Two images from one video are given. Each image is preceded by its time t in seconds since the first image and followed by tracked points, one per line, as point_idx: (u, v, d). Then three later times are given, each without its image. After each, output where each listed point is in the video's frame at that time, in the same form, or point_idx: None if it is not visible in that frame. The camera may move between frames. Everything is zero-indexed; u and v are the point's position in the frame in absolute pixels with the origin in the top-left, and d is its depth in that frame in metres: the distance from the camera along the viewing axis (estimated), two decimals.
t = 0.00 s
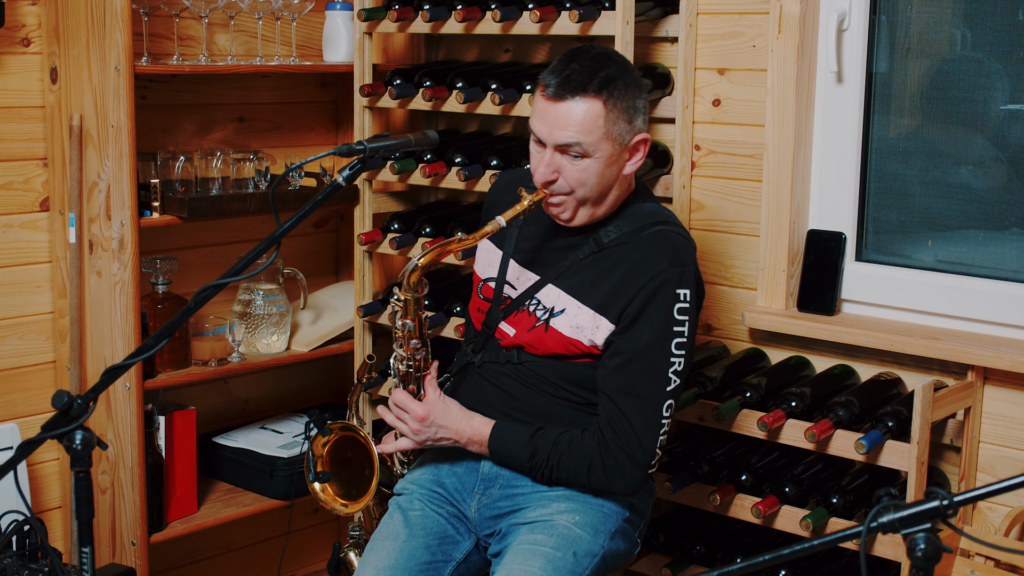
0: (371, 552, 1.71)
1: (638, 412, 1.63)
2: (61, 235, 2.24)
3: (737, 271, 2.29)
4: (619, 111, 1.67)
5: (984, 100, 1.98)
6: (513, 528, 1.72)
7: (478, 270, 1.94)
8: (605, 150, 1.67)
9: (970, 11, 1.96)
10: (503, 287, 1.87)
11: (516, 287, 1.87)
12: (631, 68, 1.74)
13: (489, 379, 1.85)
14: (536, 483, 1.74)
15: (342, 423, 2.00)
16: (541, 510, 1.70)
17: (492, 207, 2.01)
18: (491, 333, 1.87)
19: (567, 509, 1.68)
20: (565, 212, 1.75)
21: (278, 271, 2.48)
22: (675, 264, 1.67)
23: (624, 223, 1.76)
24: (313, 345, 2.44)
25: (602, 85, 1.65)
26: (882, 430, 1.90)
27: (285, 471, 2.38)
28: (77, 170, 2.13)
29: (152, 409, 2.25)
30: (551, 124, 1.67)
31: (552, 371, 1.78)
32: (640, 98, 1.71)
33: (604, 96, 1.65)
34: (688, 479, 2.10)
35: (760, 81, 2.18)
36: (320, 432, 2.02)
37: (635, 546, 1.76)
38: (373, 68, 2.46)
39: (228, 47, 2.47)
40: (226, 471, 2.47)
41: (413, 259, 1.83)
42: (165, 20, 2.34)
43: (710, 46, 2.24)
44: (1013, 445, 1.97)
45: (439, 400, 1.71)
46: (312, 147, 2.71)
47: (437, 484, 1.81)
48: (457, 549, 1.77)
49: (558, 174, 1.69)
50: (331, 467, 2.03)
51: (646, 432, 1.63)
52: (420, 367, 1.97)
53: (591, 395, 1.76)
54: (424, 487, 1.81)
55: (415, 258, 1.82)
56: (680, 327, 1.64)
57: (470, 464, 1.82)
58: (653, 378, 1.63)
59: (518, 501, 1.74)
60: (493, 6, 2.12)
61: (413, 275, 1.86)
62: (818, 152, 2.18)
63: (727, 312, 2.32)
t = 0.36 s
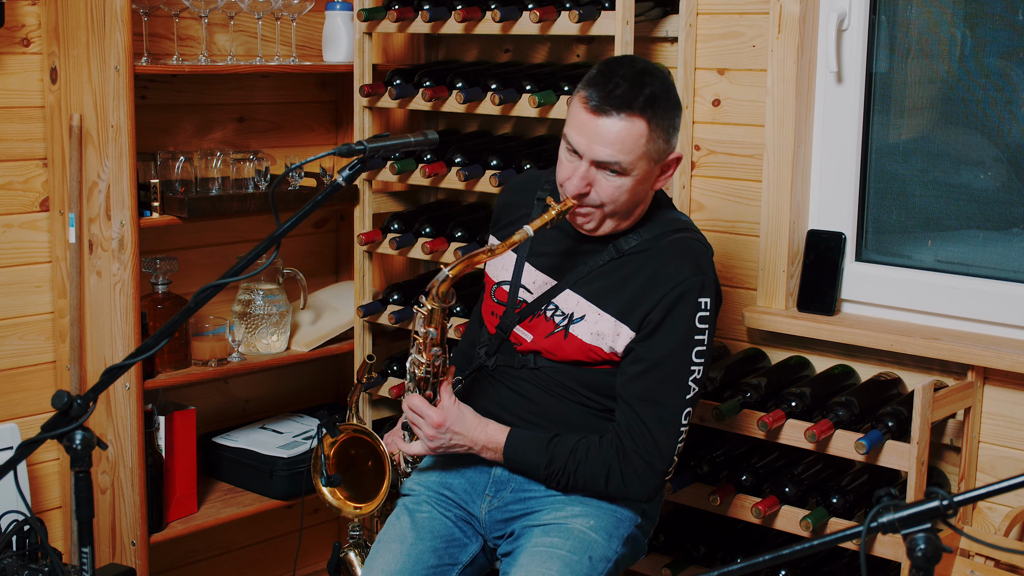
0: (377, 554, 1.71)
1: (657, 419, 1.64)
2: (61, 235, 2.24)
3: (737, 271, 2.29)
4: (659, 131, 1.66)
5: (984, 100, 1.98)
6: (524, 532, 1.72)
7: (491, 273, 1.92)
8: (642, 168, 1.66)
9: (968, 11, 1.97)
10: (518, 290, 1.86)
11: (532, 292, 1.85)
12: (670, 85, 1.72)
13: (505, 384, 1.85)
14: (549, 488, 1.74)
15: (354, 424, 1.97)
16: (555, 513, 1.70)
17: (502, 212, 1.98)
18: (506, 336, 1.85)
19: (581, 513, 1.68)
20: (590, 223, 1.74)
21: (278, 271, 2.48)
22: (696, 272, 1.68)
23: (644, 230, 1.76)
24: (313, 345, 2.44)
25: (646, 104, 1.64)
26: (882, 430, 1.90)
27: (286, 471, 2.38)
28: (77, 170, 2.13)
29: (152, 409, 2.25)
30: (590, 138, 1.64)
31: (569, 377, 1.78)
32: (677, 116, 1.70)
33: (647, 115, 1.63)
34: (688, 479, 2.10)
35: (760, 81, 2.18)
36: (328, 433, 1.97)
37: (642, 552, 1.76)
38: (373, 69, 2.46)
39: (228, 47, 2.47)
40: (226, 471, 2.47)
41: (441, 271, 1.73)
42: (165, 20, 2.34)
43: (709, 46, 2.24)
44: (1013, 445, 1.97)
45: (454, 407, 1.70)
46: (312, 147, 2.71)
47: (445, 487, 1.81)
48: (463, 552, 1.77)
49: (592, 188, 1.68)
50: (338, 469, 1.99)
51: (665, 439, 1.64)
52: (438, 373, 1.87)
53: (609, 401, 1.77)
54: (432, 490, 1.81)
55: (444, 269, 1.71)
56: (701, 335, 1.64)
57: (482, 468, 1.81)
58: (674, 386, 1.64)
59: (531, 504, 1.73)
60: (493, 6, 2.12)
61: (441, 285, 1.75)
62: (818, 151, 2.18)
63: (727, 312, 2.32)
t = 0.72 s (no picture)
0: (380, 559, 1.71)
1: (659, 414, 1.65)
2: (61, 235, 2.24)
3: (736, 271, 2.29)
4: (654, 137, 1.66)
5: (984, 101, 1.99)
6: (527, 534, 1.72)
7: (483, 276, 1.92)
8: (633, 172, 1.66)
9: (966, 11, 1.97)
10: (511, 293, 1.85)
11: (526, 294, 1.85)
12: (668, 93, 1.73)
13: (502, 386, 1.85)
14: (551, 488, 1.74)
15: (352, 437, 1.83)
16: (559, 515, 1.70)
17: (494, 213, 1.98)
18: (501, 339, 1.84)
19: (585, 514, 1.69)
20: (578, 221, 1.73)
21: (278, 271, 2.48)
22: (689, 265, 1.70)
23: (637, 228, 1.76)
24: (313, 345, 2.44)
25: (644, 110, 1.64)
26: (882, 430, 1.90)
27: (286, 471, 2.38)
28: (77, 170, 2.13)
29: (152, 409, 2.25)
30: (585, 138, 1.64)
31: (567, 375, 1.79)
32: (673, 124, 1.71)
33: (644, 121, 1.64)
34: (688, 479, 2.10)
35: (760, 81, 2.18)
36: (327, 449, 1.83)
37: (644, 552, 1.77)
38: (373, 69, 2.46)
39: (228, 47, 2.47)
40: (226, 471, 2.47)
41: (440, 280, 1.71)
42: (165, 20, 2.34)
43: (709, 46, 2.24)
44: (1013, 445, 1.97)
45: (456, 413, 1.68)
46: (312, 147, 2.71)
47: (446, 490, 1.81)
48: (466, 555, 1.77)
49: (582, 188, 1.67)
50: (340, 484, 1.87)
51: (667, 433, 1.65)
52: (436, 381, 1.81)
53: (608, 398, 1.78)
54: (433, 492, 1.81)
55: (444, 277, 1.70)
56: (698, 328, 1.66)
57: (483, 469, 1.82)
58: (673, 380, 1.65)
59: (533, 505, 1.74)
60: (493, 6, 2.12)
61: (441, 294, 1.72)
62: (818, 152, 2.18)
63: (726, 312, 2.32)
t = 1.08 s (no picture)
0: (369, 550, 1.70)
1: (634, 399, 1.64)
2: (61, 235, 2.24)
3: (736, 271, 2.29)
4: (613, 128, 1.68)
5: (983, 101, 1.99)
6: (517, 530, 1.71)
7: (465, 281, 1.95)
8: (592, 163, 1.69)
9: (966, 11, 1.97)
10: (491, 294, 1.87)
11: (504, 292, 1.87)
12: (627, 85, 1.75)
13: (484, 383, 1.84)
14: (538, 483, 1.74)
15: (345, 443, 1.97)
16: (546, 510, 1.70)
17: (474, 215, 2.02)
18: (483, 339, 1.86)
19: (572, 509, 1.68)
20: (540, 214, 1.75)
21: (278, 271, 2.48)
22: (655, 248, 1.70)
23: (603, 217, 1.78)
24: (313, 345, 2.44)
25: (602, 102, 1.66)
26: (882, 430, 1.90)
27: (285, 471, 2.38)
28: (77, 170, 2.13)
29: (152, 409, 2.25)
30: (544, 129, 1.66)
31: (545, 367, 1.79)
32: (631, 116, 1.73)
33: (602, 112, 1.66)
34: (688, 479, 2.10)
35: (759, 81, 2.18)
36: (317, 454, 2.01)
37: (636, 546, 1.76)
38: (373, 69, 2.46)
39: (228, 47, 2.47)
40: (226, 471, 2.48)
41: (401, 274, 1.80)
42: (165, 20, 2.34)
43: (710, 46, 2.24)
44: (1013, 445, 1.97)
45: (436, 412, 1.69)
46: (312, 147, 2.71)
47: (436, 485, 1.82)
48: (456, 547, 1.76)
49: (542, 179, 1.69)
50: (331, 488, 2.00)
51: (643, 416, 1.64)
52: (414, 380, 1.92)
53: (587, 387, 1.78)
54: (423, 487, 1.82)
55: (403, 271, 1.78)
56: (667, 309, 1.66)
57: (469, 465, 1.82)
58: (645, 363, 1.65)
59: (520, 501, 1.73)
60: (493, 6, 2.12)
61: (402, 289, 1.82)
62: (818, 152, 2.18)
63: (726, 312, 2.32)
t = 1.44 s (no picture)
0: (359, 546, 1.71)
1: (608, 396, 1.64)
2: (61, 235, 2.24)
3: (736, 271, 2.29)
4: (562, 116, 1.69)
5: (982, 100, 1.99)
6: (499, 525, 1.71)
7: (443, 285, 1.97)
8: (550, 154, 1.70)
9: (965, 11, 1.97)
10: (466, 296, 1.90)
11: (479, 293, 1.89)
12: (570, 70, 1.75)
13: (462, 384, 1.85)
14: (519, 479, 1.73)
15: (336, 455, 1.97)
16: (525, 506, 1.69)
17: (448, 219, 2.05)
18: (461, 342, 1.87)
19: (551, 503, 1.67)
20: (511, 211, 1.78)
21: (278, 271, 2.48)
22: (616, 244, 1.69)
23: (567, 211, 1.79)
24: (313, 345, 2.44)
25: (545, 92, 1.67)
26: (882, 430, 1.90)
27: (285, 471, 2.38)
28: (77, 170, 2.13)
29: (152, 409, 2.25)
30: (496, 131, 1.68)
31: (518, 365, 1.78)
32: (580, 100, 1.73)
33: (548, 102, 1.66)
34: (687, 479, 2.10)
35: (760, 81, 2.18)
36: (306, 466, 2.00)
37: (624, 537, 1.74)
38: (373, 69, 2.46)
39: (228, 47, 2.47)
40: (226, 470, 2.47)
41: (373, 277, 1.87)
42: (165, 20, 2.34)
43: (710, 46, 2.24)
44: (1013, 445, 1.97)
45: (419, 415, 1.70)
46: (312, 147, 2.71)
47: (423, 482, 1.82)
48: (445, 542, 1.76)
49: (505, 179, 1.71)
50: (322, 497, 2.02)
51: (617, 412, 1.63)
52: (395, 386, 2.00)
53: (561, 382, 1.76)
54: (411, 484, 1.82)
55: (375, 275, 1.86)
56: (632, 303, 1.65)
57: (454, 465, 1.81)
58: (614, 359, 1.64)
59: (502, 496, 1.73)
60: (493, 6, 2.12)
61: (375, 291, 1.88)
62: (818, 152, 2.18)
63: (726, 311, 2.32)
